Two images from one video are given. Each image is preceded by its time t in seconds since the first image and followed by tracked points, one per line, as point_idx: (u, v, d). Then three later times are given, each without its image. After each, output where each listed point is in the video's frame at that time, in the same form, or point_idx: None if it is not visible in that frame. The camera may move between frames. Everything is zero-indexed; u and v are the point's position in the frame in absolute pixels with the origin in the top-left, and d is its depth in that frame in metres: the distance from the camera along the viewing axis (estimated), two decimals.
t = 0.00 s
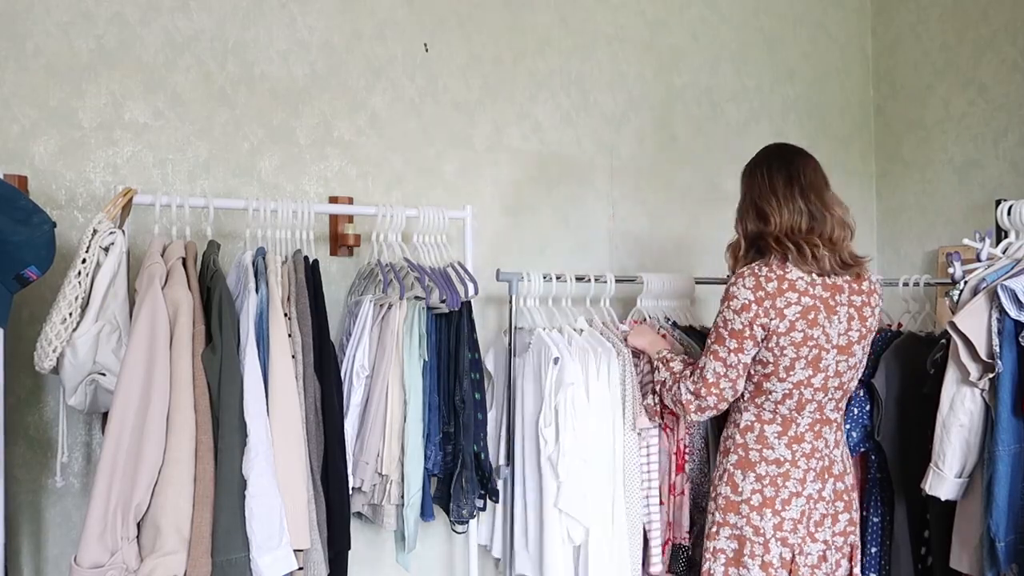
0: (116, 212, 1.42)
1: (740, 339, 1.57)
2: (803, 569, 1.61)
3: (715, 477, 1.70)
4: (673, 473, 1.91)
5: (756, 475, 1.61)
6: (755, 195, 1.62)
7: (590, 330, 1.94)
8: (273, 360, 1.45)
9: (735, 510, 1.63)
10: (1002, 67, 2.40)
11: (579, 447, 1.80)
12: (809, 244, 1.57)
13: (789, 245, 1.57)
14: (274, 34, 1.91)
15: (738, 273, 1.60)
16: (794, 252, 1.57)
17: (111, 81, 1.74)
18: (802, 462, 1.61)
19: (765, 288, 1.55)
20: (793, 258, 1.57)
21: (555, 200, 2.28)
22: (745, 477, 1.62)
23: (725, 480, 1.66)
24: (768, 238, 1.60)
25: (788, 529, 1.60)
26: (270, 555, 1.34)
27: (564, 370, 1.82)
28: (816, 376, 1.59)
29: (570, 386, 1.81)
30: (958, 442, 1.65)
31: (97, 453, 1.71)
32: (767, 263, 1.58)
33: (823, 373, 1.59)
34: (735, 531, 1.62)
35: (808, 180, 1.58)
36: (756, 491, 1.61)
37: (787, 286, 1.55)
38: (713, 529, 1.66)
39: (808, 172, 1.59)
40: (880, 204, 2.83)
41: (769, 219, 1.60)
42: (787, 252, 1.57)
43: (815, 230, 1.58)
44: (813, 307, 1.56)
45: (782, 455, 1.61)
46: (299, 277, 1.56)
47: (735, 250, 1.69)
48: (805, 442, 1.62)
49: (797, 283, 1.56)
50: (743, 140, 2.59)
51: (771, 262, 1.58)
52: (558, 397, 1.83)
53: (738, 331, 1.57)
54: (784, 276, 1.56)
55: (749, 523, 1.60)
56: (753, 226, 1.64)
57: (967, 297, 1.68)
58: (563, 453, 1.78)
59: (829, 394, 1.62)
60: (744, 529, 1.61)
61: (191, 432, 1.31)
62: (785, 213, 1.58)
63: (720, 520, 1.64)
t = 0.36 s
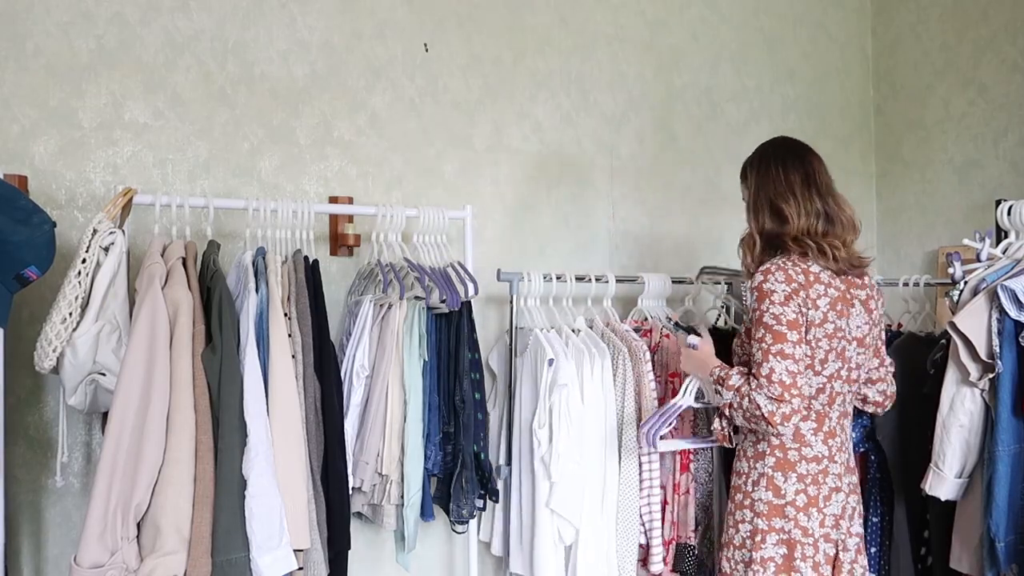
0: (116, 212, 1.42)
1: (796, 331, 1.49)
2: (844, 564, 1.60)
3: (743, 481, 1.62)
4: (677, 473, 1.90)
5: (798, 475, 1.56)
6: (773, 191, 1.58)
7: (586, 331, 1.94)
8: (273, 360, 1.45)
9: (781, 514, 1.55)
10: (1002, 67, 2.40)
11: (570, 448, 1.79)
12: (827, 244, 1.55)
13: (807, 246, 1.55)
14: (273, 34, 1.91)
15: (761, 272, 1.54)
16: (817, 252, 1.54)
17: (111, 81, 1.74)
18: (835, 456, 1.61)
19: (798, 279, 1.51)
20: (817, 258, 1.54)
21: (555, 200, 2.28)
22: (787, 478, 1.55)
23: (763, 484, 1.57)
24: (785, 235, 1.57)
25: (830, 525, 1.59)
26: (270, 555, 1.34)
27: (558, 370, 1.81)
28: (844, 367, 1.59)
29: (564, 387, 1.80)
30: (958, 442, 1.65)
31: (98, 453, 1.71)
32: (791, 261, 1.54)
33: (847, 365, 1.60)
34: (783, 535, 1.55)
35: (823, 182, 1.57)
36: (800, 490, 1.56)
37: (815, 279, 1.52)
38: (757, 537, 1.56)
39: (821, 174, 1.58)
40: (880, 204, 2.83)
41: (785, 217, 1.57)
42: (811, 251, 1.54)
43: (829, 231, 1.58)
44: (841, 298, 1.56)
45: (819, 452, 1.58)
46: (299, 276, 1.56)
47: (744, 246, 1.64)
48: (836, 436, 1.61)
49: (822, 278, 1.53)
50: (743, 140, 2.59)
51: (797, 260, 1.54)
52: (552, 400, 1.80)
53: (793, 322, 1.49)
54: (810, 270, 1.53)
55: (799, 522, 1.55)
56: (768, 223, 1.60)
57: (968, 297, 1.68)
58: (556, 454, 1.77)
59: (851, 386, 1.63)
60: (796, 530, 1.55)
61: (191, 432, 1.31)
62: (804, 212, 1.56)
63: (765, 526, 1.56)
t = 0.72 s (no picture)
0: (116, 213, 1.42)
1: (700, 344, 1.59)
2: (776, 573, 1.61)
3: (691, 481, 1.72)
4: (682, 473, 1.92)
5: (728, 479, 1.62)
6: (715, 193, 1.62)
7: (584, 331, 1.93)
8: (273, 360, 1.45)
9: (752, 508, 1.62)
10: (1002, 67, 2.40)
11: (567, 448, 1.78)
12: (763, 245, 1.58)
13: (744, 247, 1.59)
14: (274, 34, 1.91)
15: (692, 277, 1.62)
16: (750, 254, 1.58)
17: (111, 81, 1.74)
18: (774, 463, 1.61)
19: (717, 290, 1.57)
20: (749, 259, 1.58)
21: (556, 200, 2.28)
22: (717, 481, 1.64)
23: (698, 484, 1.67)
24: (722, 237, 1.62)
25: (760, 533, 1.60)
26: (270, 555, 1.34)
27: (555, 370, 1.81)
28: (778, 375, 1.60)
29: (561, 386, 1.80)
30: (958, 442, 1.65)
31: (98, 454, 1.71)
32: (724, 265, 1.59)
33: (784, 372, 1.60)
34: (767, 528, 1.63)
35: (765, 181, 1.60)
36: (729, 495, 1.62)
37: (740, 286, 1.57)
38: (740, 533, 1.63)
39: (765, 171, 1.61)
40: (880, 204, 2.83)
41: (725, 218, 1.61)
42: (744, 253, 1.58)
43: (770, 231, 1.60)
44: (767, 306, 1.57)
45: (754, 458, 1.61)
46: (299, 276, 1.56)
47: (687, 245, 1.69)
48: (776, 443, 1.62)
49: (748, 284, 1.57)
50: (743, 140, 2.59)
51: (729, 264, 1.59)
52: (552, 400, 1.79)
53: (695, 335, 1.59)
54: (735, 278, 1.57)
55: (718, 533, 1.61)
56: (709, 226, 1.64)
57: (968, 297, 1.68)
58: (551, 454, 1.77)
59: (794, 392, 1.63)
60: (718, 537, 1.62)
61: (191, 432, 1.31)
62: (742, 213, 1.59)
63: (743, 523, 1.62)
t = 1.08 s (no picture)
0: (116, 212, 1.42)
1: (711, 337, 1.59)
2: (788, 570, 1.61)
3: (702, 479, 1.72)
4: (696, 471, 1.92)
5: (741, 475, 1.63)
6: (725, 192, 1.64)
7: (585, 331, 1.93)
8: (273, 360, 1.45)
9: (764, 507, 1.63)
10: (1002, 68, 2.40)
11: (565, 447, 1.79)
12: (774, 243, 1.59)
13: (754, 244, 1.59)
14: (273, 34, 1.91)
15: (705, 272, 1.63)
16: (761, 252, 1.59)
17: (111, 81, 1.74)
18: (786, 460, 1.62)
19: (731, 284, 1.57)
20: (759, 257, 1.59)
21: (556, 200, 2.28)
22: (730, 478, 1.64)
23: (709, 482, 1.67)
24: (734, 236, 1.63)
25: (773, 530, 1.61)
26: (270, 555, 1.34)
27: (554, 370, 1.81)
28: (790, 372, 1.60)
29: (560, 385, 1.80)
30: (958, 442, 1.65)
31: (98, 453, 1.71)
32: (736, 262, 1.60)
33: (797, 370, 1.60)
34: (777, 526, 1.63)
35: (776, 179, 1.59)
36: (742, 491, 1.62)
37: (753, 282, 1.57)
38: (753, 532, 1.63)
39: (777, 170, 1.60)
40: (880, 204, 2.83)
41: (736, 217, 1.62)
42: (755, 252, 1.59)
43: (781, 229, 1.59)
44: (783, 302, 1.57)
45: (766, 454, 1.62)
46: (298, 275, 1.56)
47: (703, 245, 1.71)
48: (787, 440, 1.62)
49: (763, 279, 1.57)
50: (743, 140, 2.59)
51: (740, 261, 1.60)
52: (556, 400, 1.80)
53: (707, 329, 1.59)
54: (750, 272, 1.57)
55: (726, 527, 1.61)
56: (720, 225, 1.66)
57: (968, 297, 1.68)
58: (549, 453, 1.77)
59: (804, 389, 1.63)
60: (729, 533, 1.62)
61: (191, 432, 1.31)
62: (750, 211, 1.60)
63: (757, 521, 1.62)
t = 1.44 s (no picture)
0: (116, 213, 1.42)
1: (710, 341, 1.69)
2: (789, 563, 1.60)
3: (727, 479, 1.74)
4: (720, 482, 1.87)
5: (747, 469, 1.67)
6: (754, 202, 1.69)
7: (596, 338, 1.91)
8: (273, 360, 1.45)
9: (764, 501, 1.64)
10: (1002, 68, 2.40)
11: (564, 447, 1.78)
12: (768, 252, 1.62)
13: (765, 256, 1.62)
14: (273, 34, 1.91)
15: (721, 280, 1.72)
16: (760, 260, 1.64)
17: (111, 81, 1.74)
18: (785, 458, 1.60)
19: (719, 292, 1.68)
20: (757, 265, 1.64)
21: (556, 201, 2.28)
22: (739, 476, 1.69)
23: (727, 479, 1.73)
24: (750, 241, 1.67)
25: (774, 522, 1.62)
26: (270, 555, 1.34)
27: (561, 371, 1.80)
28: (784, 373, 1.61)
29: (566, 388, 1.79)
30: (958, 442, 1.65)
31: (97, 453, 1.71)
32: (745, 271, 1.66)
33: (790, 371, 1.61)
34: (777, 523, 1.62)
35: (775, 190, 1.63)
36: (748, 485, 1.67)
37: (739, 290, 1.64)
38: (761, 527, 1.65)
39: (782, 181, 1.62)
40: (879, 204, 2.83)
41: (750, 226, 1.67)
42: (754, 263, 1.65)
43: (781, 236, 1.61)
44: (766, 307, 1.61)
45: (766, 451, 1.64)
46: (299, 275, 1.56)
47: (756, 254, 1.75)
48: (787, 438, 1.61)
49: (749, 288, 1.63)
50: (743, 140, 2.59)
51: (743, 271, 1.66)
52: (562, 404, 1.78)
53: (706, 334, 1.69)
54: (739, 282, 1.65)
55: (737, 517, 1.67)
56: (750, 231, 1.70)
57: (968, 297, 1.68)
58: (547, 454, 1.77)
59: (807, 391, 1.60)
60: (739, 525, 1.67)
61: (191, 432, 1.31)
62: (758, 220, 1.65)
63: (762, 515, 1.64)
